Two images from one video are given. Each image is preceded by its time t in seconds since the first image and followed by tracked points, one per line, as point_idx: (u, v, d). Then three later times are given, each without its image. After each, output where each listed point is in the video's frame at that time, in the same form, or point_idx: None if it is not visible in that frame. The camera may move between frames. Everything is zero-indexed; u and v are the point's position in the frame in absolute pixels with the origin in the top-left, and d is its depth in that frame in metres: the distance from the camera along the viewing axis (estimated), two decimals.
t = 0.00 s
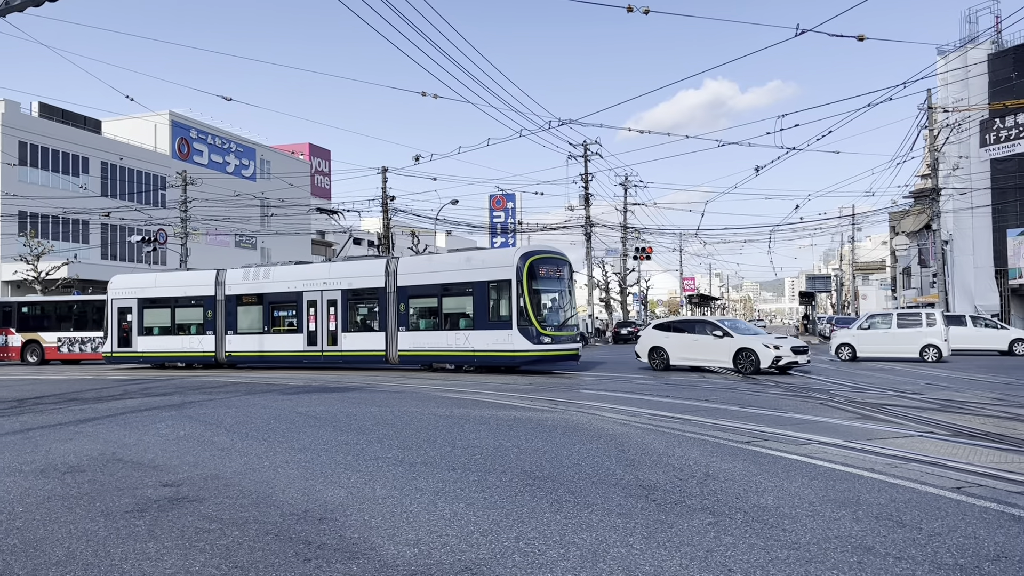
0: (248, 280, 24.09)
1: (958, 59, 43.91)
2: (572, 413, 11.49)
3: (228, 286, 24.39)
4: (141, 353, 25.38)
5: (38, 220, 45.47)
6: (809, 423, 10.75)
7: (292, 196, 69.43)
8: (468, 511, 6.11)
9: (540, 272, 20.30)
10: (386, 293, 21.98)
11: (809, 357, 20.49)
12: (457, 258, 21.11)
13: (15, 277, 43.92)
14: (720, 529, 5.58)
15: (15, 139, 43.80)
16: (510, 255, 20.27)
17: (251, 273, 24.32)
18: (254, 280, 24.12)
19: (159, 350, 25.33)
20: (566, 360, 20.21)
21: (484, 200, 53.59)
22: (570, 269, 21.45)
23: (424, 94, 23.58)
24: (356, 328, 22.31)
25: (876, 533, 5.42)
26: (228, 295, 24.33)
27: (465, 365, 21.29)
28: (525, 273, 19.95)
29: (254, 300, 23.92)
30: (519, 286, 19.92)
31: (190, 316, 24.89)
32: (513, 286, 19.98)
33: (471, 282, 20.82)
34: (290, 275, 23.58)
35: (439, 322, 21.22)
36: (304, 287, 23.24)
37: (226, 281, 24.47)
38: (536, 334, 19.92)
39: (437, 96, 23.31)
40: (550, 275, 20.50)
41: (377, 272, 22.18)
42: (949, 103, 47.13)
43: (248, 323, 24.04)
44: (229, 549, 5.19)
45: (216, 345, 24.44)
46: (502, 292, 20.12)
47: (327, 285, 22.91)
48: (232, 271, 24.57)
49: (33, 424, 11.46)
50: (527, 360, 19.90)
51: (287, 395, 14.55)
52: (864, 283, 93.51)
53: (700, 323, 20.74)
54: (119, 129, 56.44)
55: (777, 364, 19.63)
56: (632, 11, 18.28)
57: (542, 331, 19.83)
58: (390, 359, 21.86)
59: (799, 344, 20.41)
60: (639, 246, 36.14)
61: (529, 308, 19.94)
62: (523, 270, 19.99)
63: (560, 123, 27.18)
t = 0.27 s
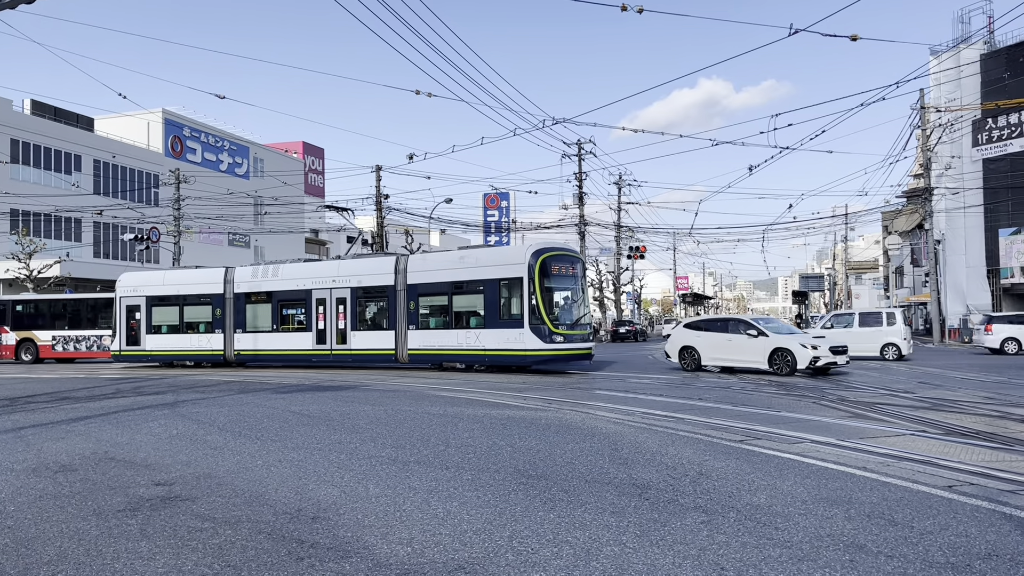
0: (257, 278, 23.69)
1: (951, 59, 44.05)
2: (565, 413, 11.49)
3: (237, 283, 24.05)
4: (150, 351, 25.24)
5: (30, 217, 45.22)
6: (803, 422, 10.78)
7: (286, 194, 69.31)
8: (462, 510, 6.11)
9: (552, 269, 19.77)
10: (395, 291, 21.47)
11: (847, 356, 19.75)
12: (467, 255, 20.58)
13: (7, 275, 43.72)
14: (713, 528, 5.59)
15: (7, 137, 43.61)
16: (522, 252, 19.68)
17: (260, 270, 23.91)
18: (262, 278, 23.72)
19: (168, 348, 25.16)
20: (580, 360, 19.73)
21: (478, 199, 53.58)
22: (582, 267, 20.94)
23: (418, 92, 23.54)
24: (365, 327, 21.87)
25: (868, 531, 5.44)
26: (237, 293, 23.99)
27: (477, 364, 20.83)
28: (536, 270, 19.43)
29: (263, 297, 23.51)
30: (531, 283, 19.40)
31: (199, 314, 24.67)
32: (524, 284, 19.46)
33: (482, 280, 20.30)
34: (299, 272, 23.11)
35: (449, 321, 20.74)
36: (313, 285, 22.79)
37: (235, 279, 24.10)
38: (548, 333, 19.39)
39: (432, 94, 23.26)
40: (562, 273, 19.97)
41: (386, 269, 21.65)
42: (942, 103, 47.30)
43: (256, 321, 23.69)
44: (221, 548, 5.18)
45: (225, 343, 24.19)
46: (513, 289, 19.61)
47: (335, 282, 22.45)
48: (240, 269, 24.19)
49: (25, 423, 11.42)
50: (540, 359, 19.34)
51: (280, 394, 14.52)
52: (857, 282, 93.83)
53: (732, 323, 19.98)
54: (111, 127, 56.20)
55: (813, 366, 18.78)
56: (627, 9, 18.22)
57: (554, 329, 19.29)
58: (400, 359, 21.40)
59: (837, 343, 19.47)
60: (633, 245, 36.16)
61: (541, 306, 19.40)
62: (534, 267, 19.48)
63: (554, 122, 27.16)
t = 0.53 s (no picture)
0: (266, 276, 23.55)
1: (942, 59, 44.25)
2: (558, 411, 11.49)
3: (246, 281, 23.90)
4: (158, 349, 24.96)
5: (20, 215, 44.94)
6: (794, 420, 10.82)
7: (279, 192, 69.17)
8: (455, 509, 6.11)
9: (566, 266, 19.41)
10: (406, 289, 21.23)
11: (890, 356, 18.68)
12: (478, 252, 20.23)
13: None
14: (705, 526, 5.60)
15: None
16: (533, 250, 19.35)
17: (269, 267, 23.75)
18: (271, 276, 23.59)
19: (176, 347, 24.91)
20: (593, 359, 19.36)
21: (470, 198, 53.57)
22: (597, 264, 20.57)
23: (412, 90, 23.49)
24: (375, 326, 21.71)
25: (858, 529, 5.47)
26: (246, 291, 23.86)
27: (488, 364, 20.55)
28: (549, 268, 19.07)
29: (272, 296, 23.38)
30: (544, 282, 19.06)
31: (208, 312, 24.41)
32: (537, 282, 19.13)
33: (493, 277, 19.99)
34: (308, 270, 22.97)
35: (460, 319, 20.49)
36: (323, 283, 22.64)
37: (244, 277, 23.99)
38: (561, 331, 19.06)
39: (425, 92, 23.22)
40: (576, 270, 19.61)
41: (397, 267, 21.44)
42: (933, 103, 47.51)
43: (266, 319, 23.55)
44: (213, 547, 5.17)
45: (234, 342, 24.03)
46: (526, 287, 19.28)
47: (345, 280, 22.29)
48: (249, 266, 24.06)
49: (16, 421, 11.39)
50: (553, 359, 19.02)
51: (273, 393, 14.50)
52: (848, 281, 94.14)
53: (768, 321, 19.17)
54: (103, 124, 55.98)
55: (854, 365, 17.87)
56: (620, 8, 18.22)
57: (567, 328, 18.96)
58: (410, 358, 21.18)
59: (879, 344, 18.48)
60: (625, 244, 36.21)
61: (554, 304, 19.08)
62: (547, 264, 19.12)
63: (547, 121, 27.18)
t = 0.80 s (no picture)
0: (275, 274, 23.46)
1: (931, 59, 44.44)
2: (549, 410, 11.50)
3: (256, 279, 23.86)
4: (167, 348, 25.03)
5: (9, 213, 44.60)
6: (784, 419, 10.86)
7: (269, 191, 68.97)
8: (445, 507, 6.11)
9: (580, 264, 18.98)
10: (416, 286, 21.00)
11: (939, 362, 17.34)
12: (490, 248, 19.88)
13: None
14: (696, 524, 5.62)
15: None
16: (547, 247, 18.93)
17: (279, 266, 23.69)
18: (281, 274, 23.48)
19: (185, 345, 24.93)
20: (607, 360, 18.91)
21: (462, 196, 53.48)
22: (612, 262, 20.14)
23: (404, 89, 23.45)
24: (384, 324, 21.46)
25: (848, 528, 5.49)
26: (256, 289, 23.77)
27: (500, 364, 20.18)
28: (563, 265, 18.64)
29: (281, 294, 23.29)
30: (557, 279, 18.64)
31: (216, 310, 24.38)
32: (550, 280, 18.71)
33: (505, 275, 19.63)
34: (317, 268, 22.81)
35: (471, 318, 20.15)
36: (332, 281, 22.45)
37: (253, 275, 23.91)
38: (575, 330, 18.62)
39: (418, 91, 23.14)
40: (591, 268, 19.17)
41: (406, 264, 21.18)
42: (923, 104, 47.74)
43: (275, 318, 23.41)
44: (201, 546, 5.16)
45: (243, 340, 23.92)
46: (539, 285, 18.86)
47: (354, 278, 22.08)
48: (259, 265, 23.98)
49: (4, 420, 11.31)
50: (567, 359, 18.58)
51: (263, 392, 14.45)
52: (839, 281, 94.57)
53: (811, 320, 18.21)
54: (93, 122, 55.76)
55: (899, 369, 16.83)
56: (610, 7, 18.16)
57: (581, 327, 18.54)
58: (421, 357, 20.91)
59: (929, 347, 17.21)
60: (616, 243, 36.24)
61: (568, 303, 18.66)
62: (561, 261, 18.69)
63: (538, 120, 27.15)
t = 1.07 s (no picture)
0: (285, 272, 23.31)
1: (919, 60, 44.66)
2: (539, 409, 11.50)
3: (264, 277, 23.71)
4: (175, 346, 24.90)
5: None
6: (771, 418, 10.91)
7: (258, 188, 68.68)
8: (434, 506, 6.10)
9: (594, 261, 18.72)
10: (427, 284, 20.83)
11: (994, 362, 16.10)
12: (503, 246, 19.65)
13: None
14: (684, 523, 5.64)
15: None
16: (561, 245, 18.67)
17: (287, 263, 23.51)
18: (290, 271, 23.32)
19: (193, 343, 24.78)
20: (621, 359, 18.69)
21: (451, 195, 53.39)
22: (629, 260, 19.84)
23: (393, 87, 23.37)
24: (394, 322, 21.27)
25: (835, 526, 5.52)
26: (264, 286, 23.64)
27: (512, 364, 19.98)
28: (577, 263, 18.40)
29: (290, 292, 23.11)
30: (570, 277, 18.41)
31: (225, 308, 24.24)
32: (563, 277, 18.49)
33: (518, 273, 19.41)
34: (326, 265, 22.63)
35: (483, 317, 19.95)
36: (341, 278, 22.27)
37: (261, 273, 23.78)
38: (589, 330, 18.41)
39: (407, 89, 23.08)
40: (606, 265, 18.90)
41: (418, 262, 21.00)
42: (910, 104, 48.01)
43: (284, 316, 23.22)
44: (189, 546, 5.14)
45: (252, 339, 23.75)
46: (552, 283, 18.65)
47: (364, 276, 21.90)
48: (268, 262, 23.83)
49: None
50: (581, 359, 18.35)
51: (251, 391, 14.39)
52: (827, 280, 94.99)
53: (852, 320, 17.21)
54: (80, 119, 55.34)
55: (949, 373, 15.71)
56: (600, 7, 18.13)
57: (595, 326, 18.32)
58: (430, 357, 20.72)
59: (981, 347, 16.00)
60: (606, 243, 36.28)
61: (582, 302, 18.43)
62: (575, 258, 18.47)
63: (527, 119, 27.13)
